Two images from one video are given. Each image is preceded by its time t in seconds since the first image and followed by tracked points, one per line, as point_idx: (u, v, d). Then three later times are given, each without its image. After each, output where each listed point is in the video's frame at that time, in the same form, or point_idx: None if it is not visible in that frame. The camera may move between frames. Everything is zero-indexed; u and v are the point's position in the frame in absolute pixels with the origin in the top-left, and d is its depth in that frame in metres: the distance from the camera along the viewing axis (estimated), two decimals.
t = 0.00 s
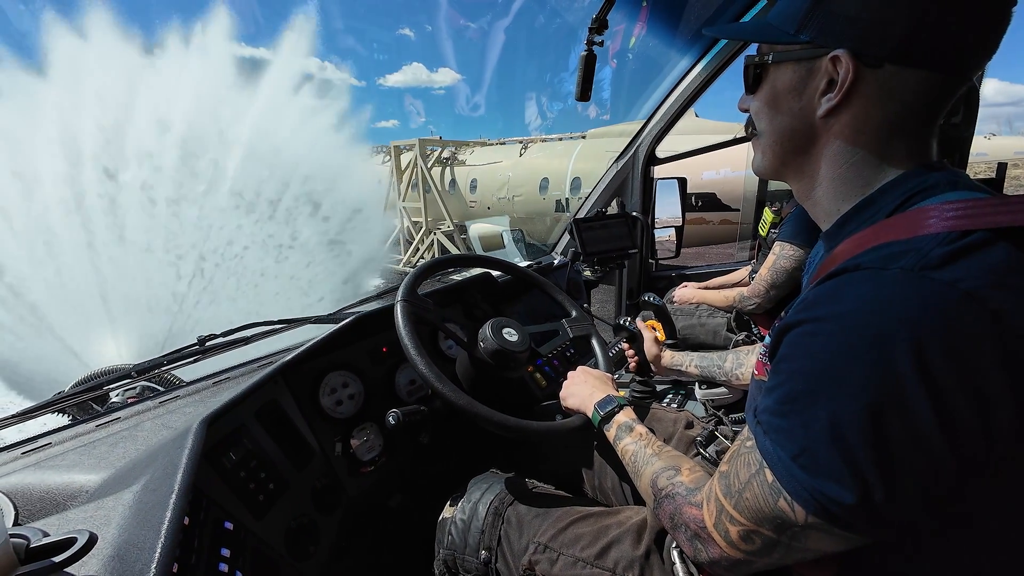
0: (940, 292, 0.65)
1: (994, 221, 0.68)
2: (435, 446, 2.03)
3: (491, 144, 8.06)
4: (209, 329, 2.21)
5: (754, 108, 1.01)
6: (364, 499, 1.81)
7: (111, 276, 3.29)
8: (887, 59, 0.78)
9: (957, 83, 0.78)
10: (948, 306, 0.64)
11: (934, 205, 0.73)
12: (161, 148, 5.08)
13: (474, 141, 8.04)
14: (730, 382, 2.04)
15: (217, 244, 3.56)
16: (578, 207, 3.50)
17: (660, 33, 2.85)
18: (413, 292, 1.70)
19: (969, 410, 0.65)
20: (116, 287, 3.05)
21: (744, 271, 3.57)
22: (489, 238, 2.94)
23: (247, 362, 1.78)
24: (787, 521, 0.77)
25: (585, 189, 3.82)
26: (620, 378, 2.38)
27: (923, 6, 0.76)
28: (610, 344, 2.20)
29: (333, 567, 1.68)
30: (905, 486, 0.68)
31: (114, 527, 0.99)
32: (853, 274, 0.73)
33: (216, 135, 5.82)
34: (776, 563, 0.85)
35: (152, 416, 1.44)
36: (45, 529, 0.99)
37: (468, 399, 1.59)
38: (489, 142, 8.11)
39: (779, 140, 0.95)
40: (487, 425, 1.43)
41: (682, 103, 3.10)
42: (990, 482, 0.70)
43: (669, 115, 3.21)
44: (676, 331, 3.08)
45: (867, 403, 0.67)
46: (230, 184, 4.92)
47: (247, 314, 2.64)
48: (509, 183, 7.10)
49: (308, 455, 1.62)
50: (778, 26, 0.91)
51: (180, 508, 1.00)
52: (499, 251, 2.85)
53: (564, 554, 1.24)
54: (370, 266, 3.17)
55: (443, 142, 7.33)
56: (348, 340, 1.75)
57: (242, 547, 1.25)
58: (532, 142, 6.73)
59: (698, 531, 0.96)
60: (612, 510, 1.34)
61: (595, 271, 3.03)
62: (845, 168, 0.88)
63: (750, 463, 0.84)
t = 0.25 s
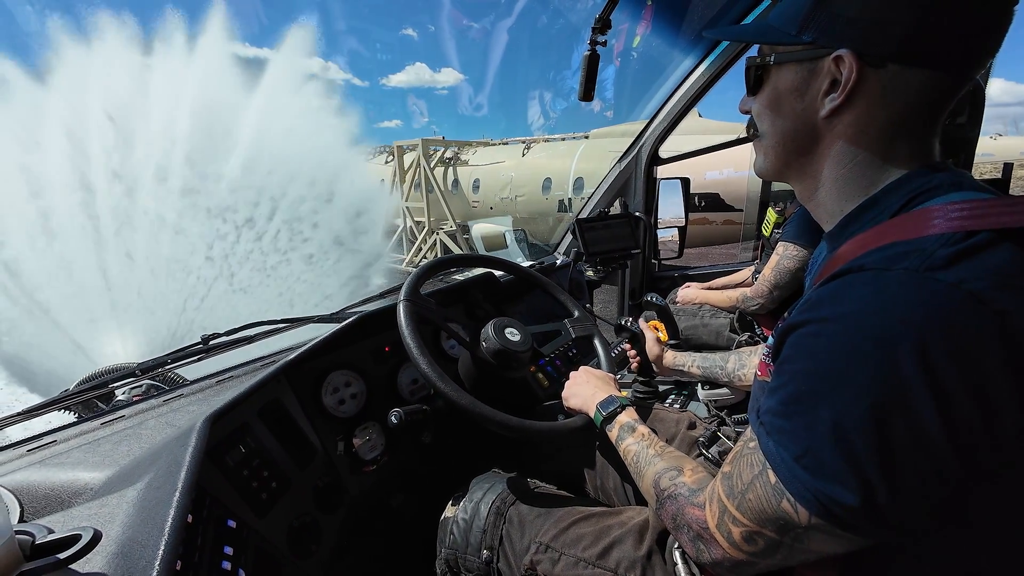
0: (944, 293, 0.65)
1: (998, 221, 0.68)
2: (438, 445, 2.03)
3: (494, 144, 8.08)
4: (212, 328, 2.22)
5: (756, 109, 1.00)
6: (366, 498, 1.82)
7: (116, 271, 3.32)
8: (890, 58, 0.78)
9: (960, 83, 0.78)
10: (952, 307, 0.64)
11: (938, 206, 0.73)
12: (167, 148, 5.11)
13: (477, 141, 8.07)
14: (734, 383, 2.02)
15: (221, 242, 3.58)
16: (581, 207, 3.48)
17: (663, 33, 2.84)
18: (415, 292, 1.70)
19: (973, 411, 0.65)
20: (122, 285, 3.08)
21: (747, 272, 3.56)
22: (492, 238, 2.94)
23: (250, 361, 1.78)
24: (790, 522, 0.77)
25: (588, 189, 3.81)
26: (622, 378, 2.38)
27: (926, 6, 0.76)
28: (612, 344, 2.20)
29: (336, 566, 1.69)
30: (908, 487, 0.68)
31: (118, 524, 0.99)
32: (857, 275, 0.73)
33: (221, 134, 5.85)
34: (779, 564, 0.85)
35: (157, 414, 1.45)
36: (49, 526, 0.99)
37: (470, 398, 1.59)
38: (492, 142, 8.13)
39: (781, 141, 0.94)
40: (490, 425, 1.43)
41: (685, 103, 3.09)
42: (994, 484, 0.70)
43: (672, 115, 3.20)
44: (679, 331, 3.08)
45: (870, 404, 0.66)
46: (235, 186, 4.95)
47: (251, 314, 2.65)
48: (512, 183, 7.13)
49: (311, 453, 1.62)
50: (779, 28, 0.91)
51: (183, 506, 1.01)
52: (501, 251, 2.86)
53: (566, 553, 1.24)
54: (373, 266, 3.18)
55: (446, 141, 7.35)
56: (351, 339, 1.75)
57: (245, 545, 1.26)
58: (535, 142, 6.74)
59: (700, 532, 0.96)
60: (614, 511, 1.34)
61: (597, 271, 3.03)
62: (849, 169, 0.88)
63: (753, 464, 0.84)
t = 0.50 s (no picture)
0: (952, 293, 0.65)
1: (1006, 221, 0.67)
2: (442, 445, 2.03)
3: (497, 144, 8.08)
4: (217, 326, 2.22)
5: (761, 109, 1.00)
6: (369, 497, 1.82)
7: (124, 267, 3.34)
8: (898, 56, 0.77)
9: (967, 81, 0.77)
10: (960, 308, 0.64)
11: (946, 205, 0.73)
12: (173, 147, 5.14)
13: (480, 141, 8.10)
14: (737, 384, 2.01)
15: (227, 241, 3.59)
16: (583, 208, 3.48)
17: (667, 33, 2.84)
18: (419, 292, 1.70)
19: (980, 412, 0.65)
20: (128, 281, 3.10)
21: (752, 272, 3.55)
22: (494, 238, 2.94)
23: (254, 360, 1.78)
24: (796, 523, 0.77)
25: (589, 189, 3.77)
26: (626, 379, 2.38)
27: (934, 5, 0.75)
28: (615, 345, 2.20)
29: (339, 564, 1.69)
30: (915, 488, 0.67)
31: (123, 521, 0.99)
32: (864, 275, 0.72)
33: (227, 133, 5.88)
34: (784, 565, 0.84)
35: (162, 412, 1.46)
36: (56, 523, 1.00)
37: (473, 397, 1.59)
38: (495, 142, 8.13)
39: (787, 141, 0.94)
40: (493, 425, 1.42)
41: (689, 103, 3.08)
42: (1001, 485, 0.69)
43: (676, 114, 3.19)
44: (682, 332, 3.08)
45: (878, 405, 0.66)
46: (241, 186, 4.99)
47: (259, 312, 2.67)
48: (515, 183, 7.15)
49: (314, 452, 1.62)
50: (784, 27, 0.91)
51: (188, 503, 1.01)
52: (504, 251, 2.86)
53: (570, 553, 1.24)
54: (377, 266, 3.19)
55: (449, 141, 7.36)
56: (354, 338, 1.76)
57: (249, 542, 1.26)
58: (538, 141, 6.73)
59: (705, 532, 0.95)
60: (618, 511, 1.33)
61: (601, 270, 3.02)
62: (856, 168, 0.87)
63: (758, 465, 0.84)
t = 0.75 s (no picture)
0: (959, 294, 0.64)
1: (1013, 220, 0.67)
2: (444, 444, 2.04)
3: (499, 144, 8.10)
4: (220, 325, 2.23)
5: (766, 109, 0.99)
6: (372, 495, 1.82)
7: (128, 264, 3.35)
8: (906, 55, 0.77)
9: (973, 80, 0.77)
10: (967, 308, 0.63)
11: (953, 204, 0.72)
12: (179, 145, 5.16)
13: (483, 141, 8.16)
14: (741, 385, 2.00)
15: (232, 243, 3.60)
16: (586, 207, 3.48)
17: (671, 32, 2.83)
18: (422, 291, 1.70)
19: (987, 412, 0.65)
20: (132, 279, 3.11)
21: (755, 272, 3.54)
22: (497, 238, 2.96)
23: (258, 360, 1.79)
24: (801, 524, 0.77)
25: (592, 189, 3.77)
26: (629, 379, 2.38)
27: (943, 3, 0.75)
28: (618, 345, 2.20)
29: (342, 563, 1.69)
30: (921, 489, 0.67)
31: (128, 519, 1.00)
32: (870, 274, 0.72)
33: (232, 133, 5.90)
34: (788, 566, 0.84)
35: (167, 411, 1.46)
36: (62, 520, 1.00)
37: (477, 397, 1.59)
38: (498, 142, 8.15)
39: (793, 141, 0.93)
40: (496, 425, 1.42)
41: (693, 102, 3.07)
42: (1007, 486, 0.69)
43: (680, 114, 3.18)
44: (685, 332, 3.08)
45: (883, 406, 0.66)
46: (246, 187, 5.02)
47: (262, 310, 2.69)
48: (517, 183, 7.22)
49: (317, 451, 1.62)
50: (791, 25, 0.90)
51: (193, 500, 1.01)
52: (507, 251, 2.87)
53: (573, 553, 1.24)
54: (380, 266, 3.21)
55: (451, 142, 7.38)
56: (357, 337, 1.76)
57: (253, 540, 1.26)
58: (540, 142, 6.75)
59: (709, 533, 0.95)
60: (621, 511, 1.33)
61: (604, 270, 3.01)
62: (862, 168, 0.87)
63: (763, 465, 0.83)
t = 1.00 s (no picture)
0: (964, 294, 0.64)
1: (1019, 221, 0.67)
2: (446, 444, 2.04)
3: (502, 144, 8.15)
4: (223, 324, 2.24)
5: (771, 109, 0.99)
6: (374, 494, 1.83)
7: (133, 261, 3.37)
8: (912, 54, 0.76)
9: (978, 79, 0.77)
10: (972, 309, 0.63)
11: (958, 205, 0.72)
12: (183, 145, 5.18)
13: (485, 141, 8.24)
14: (743, 386, 1.99)
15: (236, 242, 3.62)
16: (589, 208, 3.49)
17: (674, 32, 2.83)
18: (425, 291, 1.70)
19: (992, 414, 0.64)
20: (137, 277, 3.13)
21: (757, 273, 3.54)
22: (499, 238, 2.96)
23: (262, 359, 1.80)
24: (804, 525, 0.76)
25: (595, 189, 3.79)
26: (630, 379, 2.38)
27: (949, 3, 0.75)
28: (620, 345, 2.20)
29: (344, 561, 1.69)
30: (925, 491, 0.67)
31: (132, 517, 1.00)
32: (874, 275, 0.72)
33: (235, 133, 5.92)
34: (791, 567, 0.84)
35: (170, 409, 1.47)
36: (66, 518, 1.01)
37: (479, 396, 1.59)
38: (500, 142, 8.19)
39: (797, 142, 0.93)
40: (499, 424, 1.42)
41: (696, 102, 3.07)
42: (1012, 488, 0.69)
43: (682, 114, 3.18)
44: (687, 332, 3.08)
45: (887, 407, 0.66)
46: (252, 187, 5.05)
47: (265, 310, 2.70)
48: (518, 183, 7.30)
49: (320, 450, 1.63)
50: (796, 24, 0.90)
51: (196, 499, 1.01)
52: (509, 251, 2.88)
53: (575, 553, 1.24)
54: (383, 266, 3.23)
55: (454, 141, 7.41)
56: (360, 336, 1.76)
57: (256, 539, 1.26)
58: (543, 142, 6.77)
59: (711, 533, 0.95)
60: (623, 511, 1.33)
61: (606, 270, 3.00)
62: (866, 168, 0.87)
63: (765, 466, 0.83)
